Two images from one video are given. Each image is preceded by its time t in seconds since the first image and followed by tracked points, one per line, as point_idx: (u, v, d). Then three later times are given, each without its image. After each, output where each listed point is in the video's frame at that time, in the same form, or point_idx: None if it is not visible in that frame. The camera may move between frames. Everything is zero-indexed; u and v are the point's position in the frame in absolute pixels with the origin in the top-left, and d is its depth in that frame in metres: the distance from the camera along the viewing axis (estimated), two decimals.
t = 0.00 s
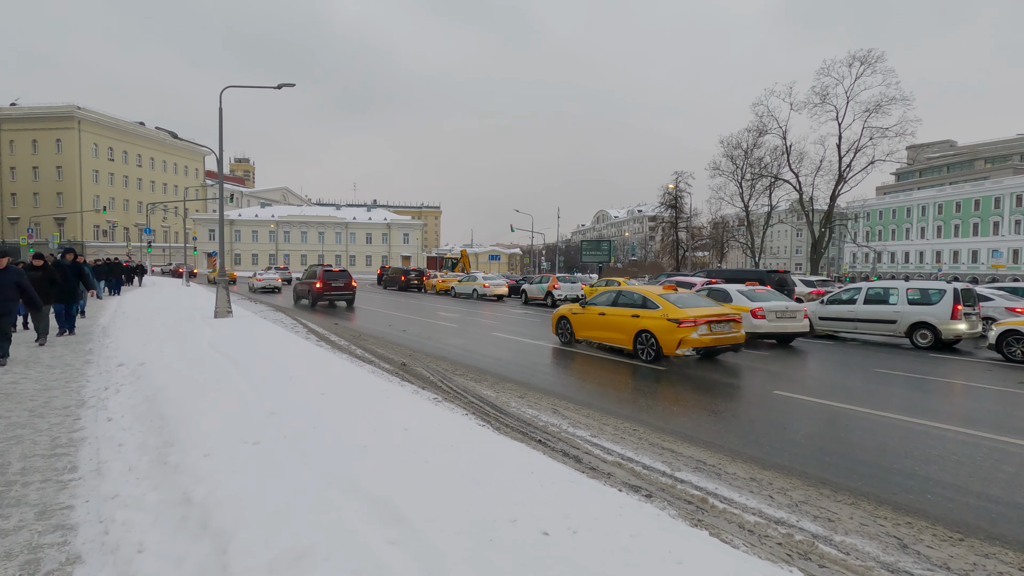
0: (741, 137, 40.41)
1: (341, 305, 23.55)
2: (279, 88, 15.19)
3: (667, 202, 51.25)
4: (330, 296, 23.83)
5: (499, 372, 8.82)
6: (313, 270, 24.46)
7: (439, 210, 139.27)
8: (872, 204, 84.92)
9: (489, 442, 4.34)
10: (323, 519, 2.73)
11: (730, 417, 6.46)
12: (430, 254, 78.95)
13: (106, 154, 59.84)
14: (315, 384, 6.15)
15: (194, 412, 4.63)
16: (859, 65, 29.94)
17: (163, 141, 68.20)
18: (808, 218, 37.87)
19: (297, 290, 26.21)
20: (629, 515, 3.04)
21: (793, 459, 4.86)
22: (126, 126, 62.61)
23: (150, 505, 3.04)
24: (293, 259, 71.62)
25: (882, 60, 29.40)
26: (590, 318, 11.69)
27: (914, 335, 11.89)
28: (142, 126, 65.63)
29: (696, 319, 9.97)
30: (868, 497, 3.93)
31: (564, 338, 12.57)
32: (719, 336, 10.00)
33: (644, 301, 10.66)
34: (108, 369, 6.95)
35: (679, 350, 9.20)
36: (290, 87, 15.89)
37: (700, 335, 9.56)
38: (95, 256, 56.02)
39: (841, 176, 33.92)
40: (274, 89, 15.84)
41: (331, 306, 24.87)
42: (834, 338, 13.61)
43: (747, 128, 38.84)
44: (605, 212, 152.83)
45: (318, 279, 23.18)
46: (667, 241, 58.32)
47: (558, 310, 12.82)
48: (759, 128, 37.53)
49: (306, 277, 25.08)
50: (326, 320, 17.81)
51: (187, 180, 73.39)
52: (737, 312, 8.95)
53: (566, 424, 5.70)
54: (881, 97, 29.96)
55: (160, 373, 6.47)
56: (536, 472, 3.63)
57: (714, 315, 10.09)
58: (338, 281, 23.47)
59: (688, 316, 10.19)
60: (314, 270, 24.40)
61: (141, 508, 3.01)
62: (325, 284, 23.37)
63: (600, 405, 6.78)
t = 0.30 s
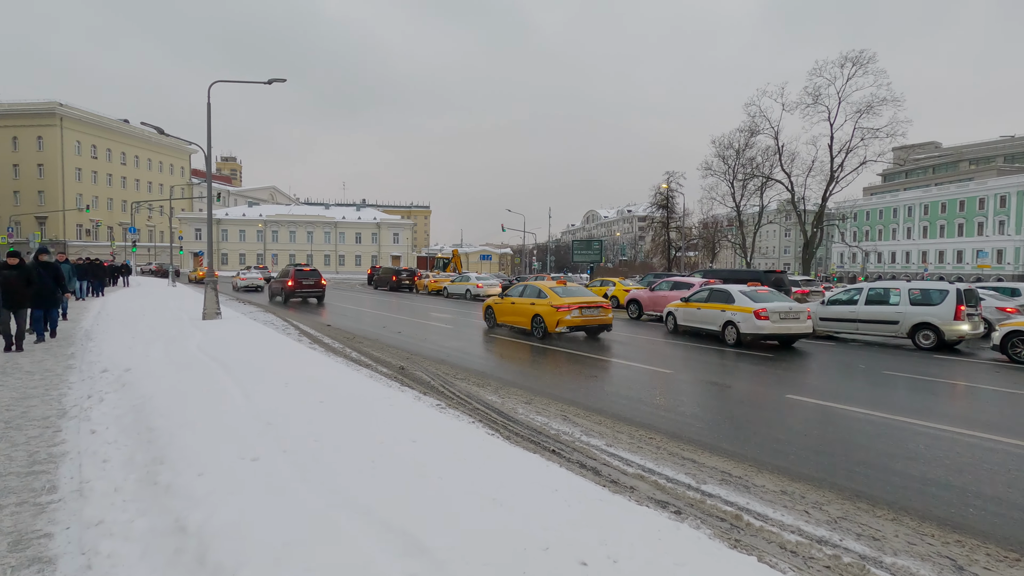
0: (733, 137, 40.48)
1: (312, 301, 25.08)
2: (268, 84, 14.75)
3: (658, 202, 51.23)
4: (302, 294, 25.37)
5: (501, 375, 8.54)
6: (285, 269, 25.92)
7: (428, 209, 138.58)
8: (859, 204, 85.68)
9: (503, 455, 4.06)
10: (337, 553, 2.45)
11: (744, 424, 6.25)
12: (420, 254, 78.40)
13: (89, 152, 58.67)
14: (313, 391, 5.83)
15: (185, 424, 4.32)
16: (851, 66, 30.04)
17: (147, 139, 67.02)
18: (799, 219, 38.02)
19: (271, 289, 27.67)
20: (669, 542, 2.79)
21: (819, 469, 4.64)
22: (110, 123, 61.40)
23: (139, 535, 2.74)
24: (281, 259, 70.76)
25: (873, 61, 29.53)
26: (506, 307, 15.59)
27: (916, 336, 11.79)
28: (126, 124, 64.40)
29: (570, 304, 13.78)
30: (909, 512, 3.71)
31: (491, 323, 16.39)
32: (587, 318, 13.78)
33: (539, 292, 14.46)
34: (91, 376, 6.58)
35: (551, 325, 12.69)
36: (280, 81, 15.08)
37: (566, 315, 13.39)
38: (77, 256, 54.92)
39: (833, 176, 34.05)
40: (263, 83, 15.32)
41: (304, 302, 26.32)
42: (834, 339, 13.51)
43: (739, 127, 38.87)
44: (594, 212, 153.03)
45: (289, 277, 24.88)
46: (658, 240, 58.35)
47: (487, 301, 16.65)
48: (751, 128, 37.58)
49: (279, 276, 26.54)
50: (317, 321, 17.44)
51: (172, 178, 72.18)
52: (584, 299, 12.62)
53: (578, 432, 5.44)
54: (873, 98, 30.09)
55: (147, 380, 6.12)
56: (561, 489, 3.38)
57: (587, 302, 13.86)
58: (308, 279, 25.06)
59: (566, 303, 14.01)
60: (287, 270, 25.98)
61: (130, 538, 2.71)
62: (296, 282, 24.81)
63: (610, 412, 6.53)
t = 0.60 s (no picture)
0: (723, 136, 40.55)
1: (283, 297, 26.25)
2: (256, 76, 14.27)
3: (648, 200, 51.23)
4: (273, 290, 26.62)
5: (501, 378, 8.24)
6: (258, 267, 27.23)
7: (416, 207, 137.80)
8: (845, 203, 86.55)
9: (520, 470, 3.75)
10: None
11: (757, 428, 6.02)
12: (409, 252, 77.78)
13: (69, 148, 57.36)
14: (308, 397, 5.49)
15: (170, 437, 3.97)
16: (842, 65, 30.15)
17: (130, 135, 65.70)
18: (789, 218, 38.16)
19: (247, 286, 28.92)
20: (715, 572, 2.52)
21: (846, 477, 4.40)
22: (91, 119, 60.05)
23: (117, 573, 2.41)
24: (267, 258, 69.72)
25: (863, 60, 29.67)
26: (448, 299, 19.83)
27: (916, 335, 11.70)
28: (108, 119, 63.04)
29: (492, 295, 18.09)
30: (953, 527, 3.48)
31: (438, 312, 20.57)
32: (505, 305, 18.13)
33: (470, 287, 18.72)
34: (69, 382, 6.18)
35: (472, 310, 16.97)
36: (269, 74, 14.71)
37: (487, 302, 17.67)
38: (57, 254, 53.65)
39: (823, 176, 34.25)
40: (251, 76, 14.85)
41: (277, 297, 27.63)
42: (833, 338, 13.39)
43: (730, 126, 38.93)
44: (583, 211, 153.08)
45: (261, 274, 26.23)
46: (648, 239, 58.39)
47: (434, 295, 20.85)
48: (742, 127, 37.65)
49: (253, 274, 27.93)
50: (307, 321, 17.01)
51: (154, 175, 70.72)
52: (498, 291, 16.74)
53: (590, 440, 5.16)
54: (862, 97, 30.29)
55: (131, 386, 5.75)
56: (585, 509, 3.11)
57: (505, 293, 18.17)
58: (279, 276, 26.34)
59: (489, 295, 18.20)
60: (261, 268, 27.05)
61: None
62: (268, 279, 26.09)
63: (618, 417, 6.27)
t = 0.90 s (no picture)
0: (716, 133, 40.48)
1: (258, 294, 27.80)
2: (245, 68, 13.81)
3: (640, 198, 51.10)
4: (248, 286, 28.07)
5: (505, 380, 7.96)
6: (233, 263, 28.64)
7: (405, 204, 136.76)
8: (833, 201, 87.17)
9: (544, 484, 3.48)
10: None
11: (777, 430, 5.78)
12: (399, 249, 77.10)
13: (50, 142, 56.08)
14: (308, 403, 5.17)
15: (162, 449, 3.64)
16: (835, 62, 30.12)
17: (113, 130, 64.42)
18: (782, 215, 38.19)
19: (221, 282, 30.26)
20: None
21: (880, 484, 4.18)
22: (72, 113, 58.74)
23: None
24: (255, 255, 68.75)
25: (856, 58, 29.67)
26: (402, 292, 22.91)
27: (921, 333, 11.58)
28: (90, 113, 61.71)
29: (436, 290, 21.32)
30: (1008, 543, 3.26)
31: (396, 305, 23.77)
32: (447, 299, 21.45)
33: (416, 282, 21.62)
34: (49, 386, 5.81)
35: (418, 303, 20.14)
36: (258, 65, 14.28)
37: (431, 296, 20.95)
38: (38, 251, 52.45)
39: (815, 174, 34.30)
40: (240, 67, 14.36)
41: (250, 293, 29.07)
42: (835, 336, 13.27)
43: (723, 123, 38.85)
44: (573, 208, 152.85)
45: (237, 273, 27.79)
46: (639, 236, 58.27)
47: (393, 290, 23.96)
48: (735, 124, 37.58)
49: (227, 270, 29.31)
50: (298, 320, 16.59)
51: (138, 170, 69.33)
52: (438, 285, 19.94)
53: (608, 447, 4.90)
54: (855, 95, 30.31)
55: (117, 391, 5.40)
56: (623, 530, 2.84)
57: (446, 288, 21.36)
58: (254, 273, 27.84)
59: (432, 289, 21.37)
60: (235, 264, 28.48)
61: None
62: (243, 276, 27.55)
63: (632, 421, 6.02)
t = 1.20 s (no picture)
0: (707, 132, 40.46)
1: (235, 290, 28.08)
2: (233, 60, 13.37)
3: (631, 196, 51.00)
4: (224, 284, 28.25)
5: (509, 384, 7.66)
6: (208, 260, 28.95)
7: (393, 203, 135.72)
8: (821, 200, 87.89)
9: (574, 507, 3.21)
10: None
11: (797, 436, 5.56)
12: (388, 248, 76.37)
13: (29, 138, 54.75)
14: (307, 412, 4.85)
15: (152, 469, 3.32)
16: (827, 61, 30.13)
17: (94, 126, 63.07)
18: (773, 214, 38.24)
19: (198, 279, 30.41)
20: None
21: (918, 496, 3.96)
22: (52, 108, 57.41)
23: None
24: (241, 253, 67.74)
25: (848, 57, 29.71)
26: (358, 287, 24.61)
27: (923, 333, 11.48)
28: (70, 109, 60.31)
29: (387, 282, 23.96)
30: None
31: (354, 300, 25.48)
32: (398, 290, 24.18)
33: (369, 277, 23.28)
34: (27, 395, 5.42)
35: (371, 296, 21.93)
36: (247, 57, 13.83)
37: (383, 288, 23.55)
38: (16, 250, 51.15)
39: (806, 172, 34.38)
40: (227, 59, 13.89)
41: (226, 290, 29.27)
42: (835, 336, 13.15)
43: (714, 122, 38.81)
44: (562, 207, 152.64)
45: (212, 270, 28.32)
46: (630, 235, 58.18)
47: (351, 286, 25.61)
48: (726, 123, 37.54)
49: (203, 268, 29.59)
50: (288, 321, 16.17)
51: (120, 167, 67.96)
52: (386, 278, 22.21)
53: (627, 456, 4.65)
54: (847, 94, 30.37)
55: (100, 400, 5.02)
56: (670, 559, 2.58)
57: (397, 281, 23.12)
58: (230, 271, 27.99)
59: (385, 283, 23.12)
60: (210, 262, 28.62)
61: None
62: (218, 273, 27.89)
63: (646, 428, 5.76)
